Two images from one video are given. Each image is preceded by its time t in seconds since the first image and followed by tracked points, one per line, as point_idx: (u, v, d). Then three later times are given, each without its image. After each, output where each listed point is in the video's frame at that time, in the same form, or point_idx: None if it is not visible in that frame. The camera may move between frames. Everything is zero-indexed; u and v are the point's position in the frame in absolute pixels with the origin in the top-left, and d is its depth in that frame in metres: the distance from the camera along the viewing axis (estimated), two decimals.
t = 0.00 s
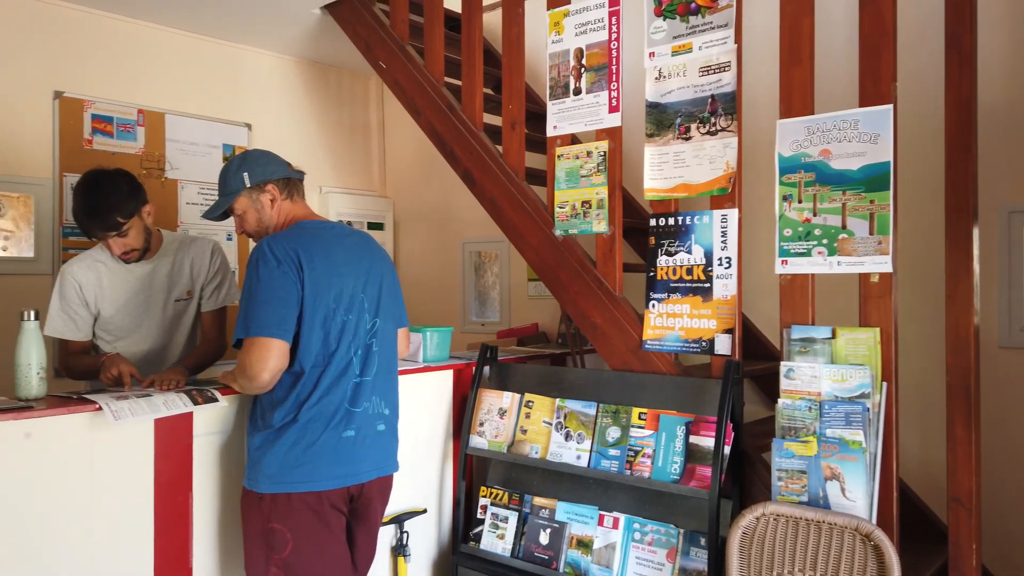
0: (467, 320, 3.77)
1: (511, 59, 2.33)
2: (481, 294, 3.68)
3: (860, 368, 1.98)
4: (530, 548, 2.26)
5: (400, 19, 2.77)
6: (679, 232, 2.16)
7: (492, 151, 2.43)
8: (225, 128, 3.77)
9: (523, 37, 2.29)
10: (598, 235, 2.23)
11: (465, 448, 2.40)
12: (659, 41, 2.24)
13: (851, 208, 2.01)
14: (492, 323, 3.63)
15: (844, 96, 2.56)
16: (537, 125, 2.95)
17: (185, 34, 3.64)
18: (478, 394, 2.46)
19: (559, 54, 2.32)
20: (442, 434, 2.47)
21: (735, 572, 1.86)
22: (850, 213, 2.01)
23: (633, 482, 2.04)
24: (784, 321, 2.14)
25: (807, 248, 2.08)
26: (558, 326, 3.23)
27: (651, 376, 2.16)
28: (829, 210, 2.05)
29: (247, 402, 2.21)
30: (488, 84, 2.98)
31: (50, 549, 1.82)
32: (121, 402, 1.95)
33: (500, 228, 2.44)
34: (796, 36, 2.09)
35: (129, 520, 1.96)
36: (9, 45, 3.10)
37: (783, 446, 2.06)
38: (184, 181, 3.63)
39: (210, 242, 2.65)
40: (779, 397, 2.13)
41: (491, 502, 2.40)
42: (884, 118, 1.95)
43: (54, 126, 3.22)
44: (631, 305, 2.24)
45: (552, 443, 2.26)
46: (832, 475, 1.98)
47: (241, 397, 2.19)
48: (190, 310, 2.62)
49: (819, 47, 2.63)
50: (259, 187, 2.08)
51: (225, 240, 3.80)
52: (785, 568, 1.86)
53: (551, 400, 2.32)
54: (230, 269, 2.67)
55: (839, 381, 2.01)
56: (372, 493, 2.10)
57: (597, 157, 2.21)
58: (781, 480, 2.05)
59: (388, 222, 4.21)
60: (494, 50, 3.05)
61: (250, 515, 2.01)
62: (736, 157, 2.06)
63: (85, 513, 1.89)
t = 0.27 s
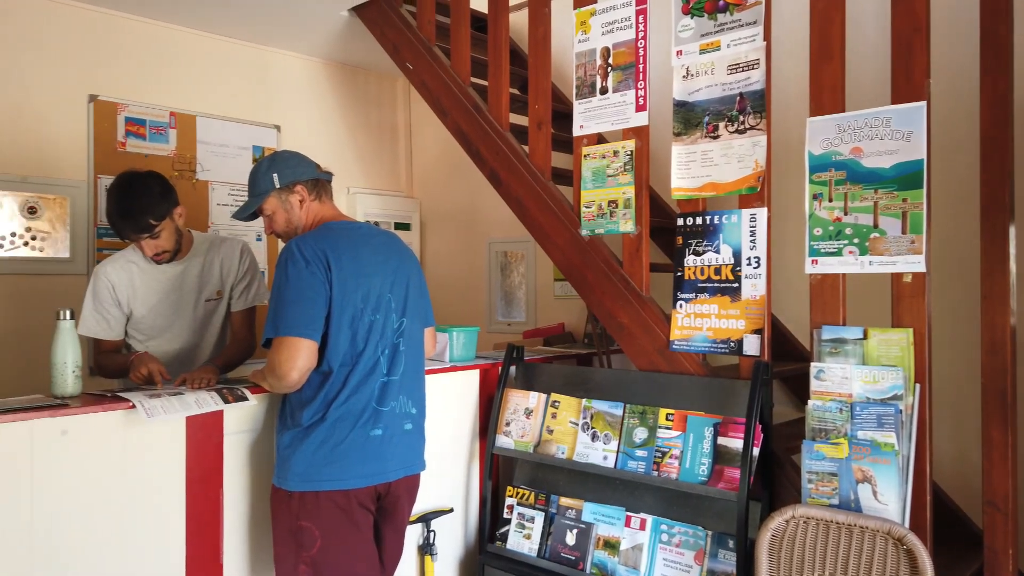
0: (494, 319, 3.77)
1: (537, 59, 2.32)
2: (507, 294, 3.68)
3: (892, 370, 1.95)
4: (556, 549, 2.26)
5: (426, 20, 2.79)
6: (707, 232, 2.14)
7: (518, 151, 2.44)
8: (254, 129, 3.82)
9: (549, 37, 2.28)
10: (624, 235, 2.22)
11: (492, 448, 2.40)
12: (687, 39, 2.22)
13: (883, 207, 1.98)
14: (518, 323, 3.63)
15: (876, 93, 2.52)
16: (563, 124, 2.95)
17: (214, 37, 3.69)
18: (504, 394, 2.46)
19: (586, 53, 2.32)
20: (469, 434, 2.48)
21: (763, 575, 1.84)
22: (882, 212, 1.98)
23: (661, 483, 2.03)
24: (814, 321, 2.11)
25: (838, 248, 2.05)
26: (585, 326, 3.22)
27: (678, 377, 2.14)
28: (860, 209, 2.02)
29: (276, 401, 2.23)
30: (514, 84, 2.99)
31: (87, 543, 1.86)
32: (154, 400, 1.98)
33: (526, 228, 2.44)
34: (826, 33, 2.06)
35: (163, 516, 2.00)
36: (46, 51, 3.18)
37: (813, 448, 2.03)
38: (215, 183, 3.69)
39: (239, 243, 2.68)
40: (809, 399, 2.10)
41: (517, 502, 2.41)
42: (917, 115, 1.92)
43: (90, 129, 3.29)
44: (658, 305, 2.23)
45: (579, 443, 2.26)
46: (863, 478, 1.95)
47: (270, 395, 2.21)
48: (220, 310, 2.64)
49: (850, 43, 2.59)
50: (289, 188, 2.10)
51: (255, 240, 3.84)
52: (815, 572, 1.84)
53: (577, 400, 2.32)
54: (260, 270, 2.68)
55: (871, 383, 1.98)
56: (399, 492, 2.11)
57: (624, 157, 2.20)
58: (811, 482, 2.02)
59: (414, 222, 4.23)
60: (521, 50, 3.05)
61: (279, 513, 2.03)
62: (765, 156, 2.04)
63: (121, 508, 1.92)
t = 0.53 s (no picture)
0: (519, 320, 3.77)
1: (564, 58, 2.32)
2: (533, 294, 3.68)
3: (925, 371, 1.91)
4: (582, 549, 2.25)
5: (452, 22, 2.80)
6: (735, 231, 2.12)
7: (544, 151, 2.44)
8: (282, 131, 3.86)
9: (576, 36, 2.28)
10: (651, 235, 2.21)
11: (517, 448, 2.40)
12: (715, 37, 2.20)
13: (915, 206, 1.95)
14: (543, 323, 3.63)
15: (908, 89, 2.47)
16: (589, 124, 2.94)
17: (242, 40, 3.74)
18: (530, 394, 2.46)
19: (612, 52, 2.31)
20: (494, 433, 2.48)
21: None
22: (914, 211, 1.95)
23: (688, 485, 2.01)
24: (845, 322, 2.08)
25: (869, 247, 2.02)
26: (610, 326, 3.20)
27: (706, 378, 2.13)
28: (892, 208, 1.99)
29: (304, 400, 2.25)
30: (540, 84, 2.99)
31: (120, 537, 1.90)
32: (184, 398, 2.00)
33: (552, 228, 2.44)
34: (857, 29, 2.03)
35: (194, 512, 2.03)
36: (78, 55, 3.24)
37: (843, 451, 2.00)
38: (244, 184, 3.73)
39: (267, 244, 2.72)
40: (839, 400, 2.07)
41: (543, 502, 2.41)
42: (951, 112, 1.88)
43: (123, 131, 3.36)
44: (686, 306, 2.21)
45: (605, 444, 2.25)
46: (895, 481, 1.91)
47: (298, 394, 2.23)
48: (248, 310, 2.68)
49: (881, 39, 2.55)
50: (316, 189, 2.12)
51: (283, 240, 3.88)
52: None
53: (603, 401, 2.31)
54: (287, 272, 2.72)
55: (903, 384, 1.95)
56: (426, 491, 2.11)
57: (650, 156, 2.19)
58: (841, 485, 1.99)
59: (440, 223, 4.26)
60: (546, 49, 3.05)
61: (307, 511, 2.05)
62: (794, 154, 2.01)
63: (153, 505, 1.96)
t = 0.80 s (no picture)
0: (544, 320, 3.77)
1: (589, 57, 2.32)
2: (558, 294, 3.68)
3: (958, 373, 1.88)
4: (608, 550, 2.25)
5: (478, 22, 2.83)
6: (763, 231, 2.10)
7: (569, 151, 2.44)
8: (310, 133, 3.90)
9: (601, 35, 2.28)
10: (677, 234, 2.20)
11: (543, 448, 2.40)
12: (742, 34, 2.18)
13: (947, 204, 1.91)
14: (569, 323, 3.62)
15: (941, 86, 2.43)
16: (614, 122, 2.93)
17: (268, 42, 3.77)
18: (555, 394, 2.46)
19: (638, 51, 2.31)
20: (520, 433, 2.48)
21: None
22: (946, 210, 1.92)
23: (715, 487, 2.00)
24: (875, 323, 2.05)
25: (900, 247, 1.99)
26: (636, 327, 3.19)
27: (733, 379, 2.11)
28: (923, 206, 1.96)
29: (331, 399, 2.27)
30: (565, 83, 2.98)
31: (153, 533, 1.93)
32: (214, 396, 2.03)
33: (577, 229, 2.44)
34: (888, 25, 2.00)
35: (224, 509, 2.06)
36: (110, 59, 3.30)
37: (874, 453, 1.97)
38: (273, 185, 3.78)
39: (298, 247, 2.74)
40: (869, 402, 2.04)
41: (569, 503, 2.41)
42: (985, 109, 1.85)
43: (154, 134, 3.41)
44: (713, 306, 2.19)
45: (631, 445, 2.24)
46: (928, 484, 1.88)
47: (325, 393, 2.25)
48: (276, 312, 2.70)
49: (913, 35, 2.51)
50: (340, 191, 2.10)
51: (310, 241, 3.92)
52: None
53: (629, 401, 2.30)
54: (317, 275, 2.73)
55: (936, 386, 1.91)
56: (452, 489, 2.11)
57: (676, 155, 2.17)
58: (872, 487, 1.96)
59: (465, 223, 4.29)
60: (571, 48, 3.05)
61: (335, 509, 2.07)
62: (823, 152, 1.99)
63: (185, 502, 1.98)
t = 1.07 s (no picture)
0: (572, 320, 3.76)
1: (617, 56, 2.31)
2: (586, 294, 3.66)
3: (996, 375, 1.84)
4: (636, 552, 2.24)
5: (505, 22, 2.84)
6: (794, 230, 2.07)
7: (597, 151, 2.44)
8: (340, 135, 3.93)
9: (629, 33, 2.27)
10: (706, 234, 2.18)
11: (570, 449, 2.40)
12: (772, 32, 2.16)
13: (984, 203, 1.88)
14: (596, 323, 3.60)
15: (979, 81, 2.37)
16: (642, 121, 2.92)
17: (296, 44, 3.80)
18: (583, 394, 2.45)
19: (667, 49, 2.30)
20: (547, 433, 2.48)
21: None
22: (983, 208, 1.88)
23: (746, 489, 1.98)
24: (909, 324, 2.01)
25: (935, 246, 1.95)
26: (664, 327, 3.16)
27: (764, 380, 2.08)
28: (959, 205, 1.92)
29: (360, 398, 2.28)
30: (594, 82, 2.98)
31: (188, 529, 1.96)
32: (245, 395, 2.05)
33: (605, 229, 2.43)
34: (923, 20, 1.97)
35: (256, 507, 2.08)
36: (143, 63, 3.35)
37: (908, 456, 1.93)
38: (302, 187, 3.81)
39: (320, 246, 2.77)
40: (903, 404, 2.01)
41: (597, 504, 2.40)
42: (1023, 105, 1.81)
43: (187, 136, 3.45)
44: (743, 306, 2.17)
45: (659, 446, 2.23)
46: (964, 488, 1.84)
47: (354, 392, 2.26)
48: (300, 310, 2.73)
49: (949, 30, 2.46)
50: (363, 194, 2.07)
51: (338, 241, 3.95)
52: None
53: (658, 402, 2.28)
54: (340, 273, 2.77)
55: (972, 388, 1.88)
56: (480, 487, 2.11)
57: (705, 154, 2.16)
58: (906, 491, 1.92)
59: (493, 223, 4.30)
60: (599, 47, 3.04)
61: (364, 507, 2.08)
62: (855, 150, 1.96)
63: (218, 499, 2.01)
